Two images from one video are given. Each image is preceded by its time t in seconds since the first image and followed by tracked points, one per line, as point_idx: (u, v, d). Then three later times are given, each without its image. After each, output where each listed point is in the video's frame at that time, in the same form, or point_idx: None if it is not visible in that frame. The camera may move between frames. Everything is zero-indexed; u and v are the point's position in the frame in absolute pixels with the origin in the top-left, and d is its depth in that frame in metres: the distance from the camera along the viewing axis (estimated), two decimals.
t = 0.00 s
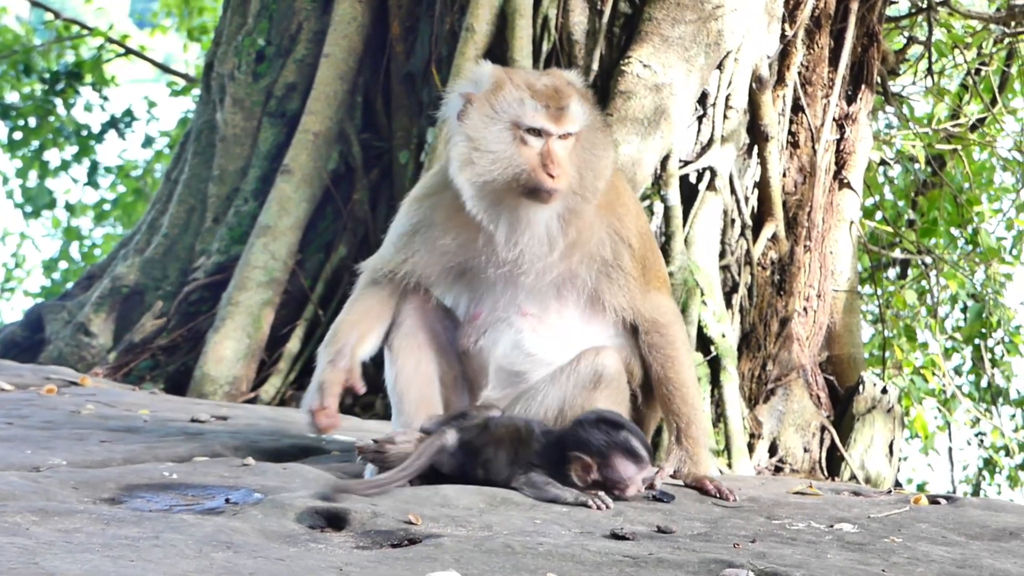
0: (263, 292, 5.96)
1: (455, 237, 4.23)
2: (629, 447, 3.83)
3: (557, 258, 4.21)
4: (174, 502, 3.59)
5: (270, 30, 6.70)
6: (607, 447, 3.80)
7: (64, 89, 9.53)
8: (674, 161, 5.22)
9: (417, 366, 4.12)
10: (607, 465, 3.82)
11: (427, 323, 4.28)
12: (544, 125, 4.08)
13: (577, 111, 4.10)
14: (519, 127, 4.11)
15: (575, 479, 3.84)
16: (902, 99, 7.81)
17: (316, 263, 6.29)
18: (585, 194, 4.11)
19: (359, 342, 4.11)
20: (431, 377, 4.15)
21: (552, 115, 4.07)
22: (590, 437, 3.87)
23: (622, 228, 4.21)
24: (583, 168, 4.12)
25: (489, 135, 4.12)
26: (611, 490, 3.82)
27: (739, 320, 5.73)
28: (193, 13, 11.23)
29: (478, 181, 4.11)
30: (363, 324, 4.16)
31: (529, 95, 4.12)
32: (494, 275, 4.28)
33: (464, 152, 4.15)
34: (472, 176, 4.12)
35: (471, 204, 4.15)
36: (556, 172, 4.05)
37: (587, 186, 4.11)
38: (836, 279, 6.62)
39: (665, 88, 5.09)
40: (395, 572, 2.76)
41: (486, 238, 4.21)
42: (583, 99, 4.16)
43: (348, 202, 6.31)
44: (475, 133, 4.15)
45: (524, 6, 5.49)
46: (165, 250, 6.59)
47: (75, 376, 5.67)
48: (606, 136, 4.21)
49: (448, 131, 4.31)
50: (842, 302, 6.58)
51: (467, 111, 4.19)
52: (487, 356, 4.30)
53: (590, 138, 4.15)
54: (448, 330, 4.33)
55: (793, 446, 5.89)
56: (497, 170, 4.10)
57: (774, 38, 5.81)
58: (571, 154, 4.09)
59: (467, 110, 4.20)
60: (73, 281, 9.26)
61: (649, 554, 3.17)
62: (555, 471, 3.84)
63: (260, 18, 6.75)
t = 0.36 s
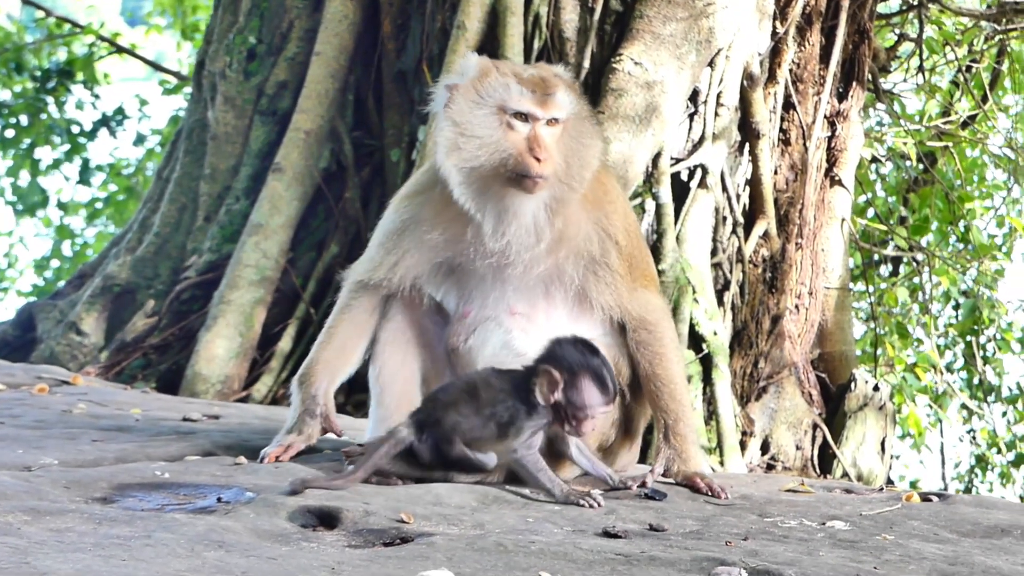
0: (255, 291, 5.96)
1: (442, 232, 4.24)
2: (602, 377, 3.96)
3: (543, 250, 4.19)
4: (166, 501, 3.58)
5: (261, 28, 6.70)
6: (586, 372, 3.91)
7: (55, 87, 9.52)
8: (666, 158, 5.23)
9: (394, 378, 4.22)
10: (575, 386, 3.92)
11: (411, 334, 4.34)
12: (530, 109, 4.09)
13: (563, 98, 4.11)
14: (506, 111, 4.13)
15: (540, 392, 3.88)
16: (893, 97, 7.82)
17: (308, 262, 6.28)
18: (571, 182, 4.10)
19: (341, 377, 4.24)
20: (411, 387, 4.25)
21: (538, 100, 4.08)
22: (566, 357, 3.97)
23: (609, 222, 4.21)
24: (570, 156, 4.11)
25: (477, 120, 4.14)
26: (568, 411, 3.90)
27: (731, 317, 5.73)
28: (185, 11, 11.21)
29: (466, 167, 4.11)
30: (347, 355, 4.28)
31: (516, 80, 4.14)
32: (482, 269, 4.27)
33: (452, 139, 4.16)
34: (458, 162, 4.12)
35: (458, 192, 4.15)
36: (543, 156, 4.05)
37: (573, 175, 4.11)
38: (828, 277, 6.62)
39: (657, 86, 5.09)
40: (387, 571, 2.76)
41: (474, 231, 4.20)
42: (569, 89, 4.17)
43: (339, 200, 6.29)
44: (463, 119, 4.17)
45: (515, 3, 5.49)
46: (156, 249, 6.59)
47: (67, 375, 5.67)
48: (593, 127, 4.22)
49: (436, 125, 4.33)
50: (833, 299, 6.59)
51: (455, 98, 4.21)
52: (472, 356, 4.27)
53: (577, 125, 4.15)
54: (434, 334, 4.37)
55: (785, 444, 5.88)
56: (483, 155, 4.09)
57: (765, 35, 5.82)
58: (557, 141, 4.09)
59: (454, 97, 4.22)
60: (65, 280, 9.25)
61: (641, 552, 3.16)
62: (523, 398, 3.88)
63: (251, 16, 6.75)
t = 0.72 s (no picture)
0: (247, 292, 5.96)
1: (423, 240, 4.24)
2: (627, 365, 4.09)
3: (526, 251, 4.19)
4: (157, 503, 3.58)
5: (251, 29, 6.70)
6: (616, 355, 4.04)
7: (47, 88, 9.50)
8: (657, 159, 5.24)
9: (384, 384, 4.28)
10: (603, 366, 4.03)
11: (398, 338, 4.35)
12: (501, 108, 4.12)
13: (536, 97, 4.13)
14: (477, 112, 4.15)
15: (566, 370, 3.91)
16: (884, 96, 7.82)
17: (299, 263, 6.28)
18: (548, 180, 4.12)
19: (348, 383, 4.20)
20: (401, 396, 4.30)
21: (510, 99, 4.11)
22: (598, 338, 4.08)
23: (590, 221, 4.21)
24: (545, 154, 4.13)
25: (450, 122, 4.16)
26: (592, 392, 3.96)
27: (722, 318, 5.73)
28: (175, 11, 11.19)
29: (443, 169, 4.13)
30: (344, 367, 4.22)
31: (487, 81, 4.16)
32: (466, 273, 4.25)
33: (426, 142, 4.18)
34: (433, 165, 4.15)
35: (436, 197, 4.16)
36: (517, 154, 4.06)
37: (550, 174, 4.13)
38: (819, 277, 6.63)
39: (647, 86, 5.10)
40: (378, 572, 2.76)
41: (455, 236, 4.21)
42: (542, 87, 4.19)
43: (330, 201, 6.29)
44: (437, 122, 4.19)
45: (506, 4, 5.51)
46: (147, 250, 6.59)
47: (59, 376, 5.66)
48: (568, 125, 4.23)
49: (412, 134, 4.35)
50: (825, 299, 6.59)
51: (427, 104, 4.24)
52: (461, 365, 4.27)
53: (552, 124, 4.16)
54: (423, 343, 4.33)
55: (776, 444, 5.90)
56: (456, 156, 4.12)
57: (756, 36, 5.85)
58: (532, 139, 4.10)
59: (425, 103, 4.25)
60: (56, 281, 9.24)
61: (633, 552, 3.16)
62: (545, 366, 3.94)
63: (242, 17, 6.75)
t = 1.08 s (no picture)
0: (239, 291, 5.95)
1: (406, 246, 4.23)
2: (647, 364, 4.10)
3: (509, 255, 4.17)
4: (149, 502, 3.58)
5: (244, 28, 6.70)
6: (637, 354, 4.03)
7: (39, 87, 9.47)
8: (650, 157, 5.24)
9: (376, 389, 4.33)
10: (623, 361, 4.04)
11: (387, 339, 4.40)
12: (491, 116, 4.12)
13: (523, 104, 4.13)
14: (467, 119, 4.14)
15: (586, 360, 3.94)
16: (876, 95, 7.84)
17: (291, 262, 6.27)
18: (534, 187, 4.12)
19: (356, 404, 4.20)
20: (392, 396, 4.36)
21: (500, 106, 4.12)
22: (623, 331, 4.07)
23: (573, 224, 4.21)
24: (531, 161, 4.13)
25: (438, 127, 4.15)
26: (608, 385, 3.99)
27: (714, 316, 5.73)
28: (167, 9, 11.17)
29: (427, 175, 4.12)
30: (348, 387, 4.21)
31: (477, 88, 4.15)
32: (449, 277, 4.23)
33: (415, 147, 4.16)
34: (421, 170, 4.13)
35: (422, 202, 4.15)
36: (507, 163, 4.07)
37: (537, 181, 4.13)
38: (811, 276, 6.63)
39: (640, 85, 5.10)
40: (370, 571, 2.76)
41: (438, 240, 4.20)
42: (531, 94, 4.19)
43: (323, 200, 6.29)
44: (425, 126, 4.18)
45: (499, 3, 5.50)
46: (139, 249, 6.58)
47: (51, 376, 5.66)
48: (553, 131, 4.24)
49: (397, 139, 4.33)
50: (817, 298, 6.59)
51: (417, 109, 4.23)
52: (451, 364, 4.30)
53: (539, 130, 4.17)
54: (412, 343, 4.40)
55: (768, 443, 5.88)
56: (445, 164, 4.10)
57: (748, 35, 5.81)
58: (519, 147, 4.11)
59: (414, 108, 4.23)
60: (48, 280, 9.24)
61: (625, 551, 3.16)
62: (566, 356, 3.99)
63: (234, 16, 6.75)
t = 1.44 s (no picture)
0: (230, 290, 5.95)
1: (405, 247, 4.23)
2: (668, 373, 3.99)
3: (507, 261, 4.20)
4: (140, 501, 3.57)
5: (235, 27, 6.70)
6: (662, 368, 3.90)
7: (30, 87, 9.45)
8: (641, 157, 5.23)
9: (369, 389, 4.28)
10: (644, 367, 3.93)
11: (379, 337, 4.34)
12: (500, 137, 4.08)
13: (534, 120, 4.10)
14: (478, 136, 4.10)
15: (610, 364, 3.82)
16: (867, 95, 7.86)
17: (282, 261, 6.27)
18: (539, 202, 4.12)
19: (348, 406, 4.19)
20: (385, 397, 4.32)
21: (511, 125, 4.07)
22: (651, 342, 3.95)
23: (573, 228, 4.24)
24: (539, 178, 4.11)
25: (446, 140, 4.11)
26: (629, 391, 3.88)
27: (706, 315, 5.73)
28: (159, 9, 11.16)
29: (432, 187, 4.10)
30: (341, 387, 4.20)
31: (487, 103, 4.10)
32: (447, 279, 4.26)
33: (423, 158, 4.13)
34: (427, 181, 4.11)
35: (425, 209, 4.15)
36: (513, 183, 4.06)
37: (542, 196, 4.12)
38: (802, 275, 6.60)
39: (631, 84, 5.11)
40: (361, 570, 2.76)
41: (438, 245, 4.22)
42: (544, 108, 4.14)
43: (314, 199, 6.30)
44: (434, 138, 4.13)
45: (490, 2, 5.49)
46: (131, 248, 6.58)
47: (42, 375, 5.65)
48: (560, 141, 4.22)
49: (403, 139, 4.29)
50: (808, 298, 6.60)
51: (428, 115, 4.17)
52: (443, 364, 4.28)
53: (548, 146, 4.15)
54: (404, 344, 4.36)
55: (760, 442, 5.89)
56: (451, 178, 4.09)
57: (739, 34, 5.84)
58: (526, 164, 4.09)
59: (424, 115, 4.18)
60: (39, 280, 9.23)
61: (616, 550, 3.16)
62: (590, 362, 3.86)
63: (225, 15, 6.75)
